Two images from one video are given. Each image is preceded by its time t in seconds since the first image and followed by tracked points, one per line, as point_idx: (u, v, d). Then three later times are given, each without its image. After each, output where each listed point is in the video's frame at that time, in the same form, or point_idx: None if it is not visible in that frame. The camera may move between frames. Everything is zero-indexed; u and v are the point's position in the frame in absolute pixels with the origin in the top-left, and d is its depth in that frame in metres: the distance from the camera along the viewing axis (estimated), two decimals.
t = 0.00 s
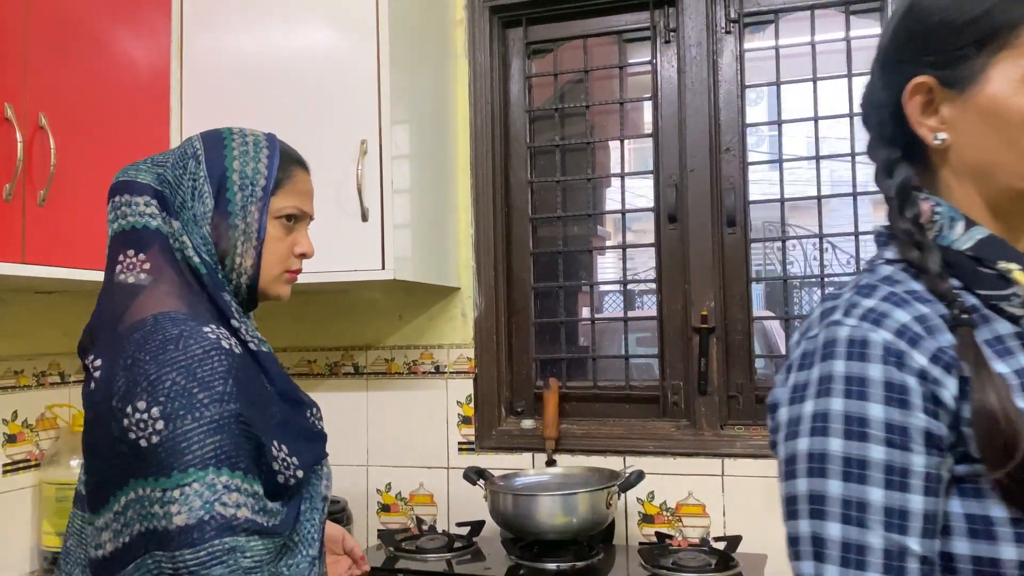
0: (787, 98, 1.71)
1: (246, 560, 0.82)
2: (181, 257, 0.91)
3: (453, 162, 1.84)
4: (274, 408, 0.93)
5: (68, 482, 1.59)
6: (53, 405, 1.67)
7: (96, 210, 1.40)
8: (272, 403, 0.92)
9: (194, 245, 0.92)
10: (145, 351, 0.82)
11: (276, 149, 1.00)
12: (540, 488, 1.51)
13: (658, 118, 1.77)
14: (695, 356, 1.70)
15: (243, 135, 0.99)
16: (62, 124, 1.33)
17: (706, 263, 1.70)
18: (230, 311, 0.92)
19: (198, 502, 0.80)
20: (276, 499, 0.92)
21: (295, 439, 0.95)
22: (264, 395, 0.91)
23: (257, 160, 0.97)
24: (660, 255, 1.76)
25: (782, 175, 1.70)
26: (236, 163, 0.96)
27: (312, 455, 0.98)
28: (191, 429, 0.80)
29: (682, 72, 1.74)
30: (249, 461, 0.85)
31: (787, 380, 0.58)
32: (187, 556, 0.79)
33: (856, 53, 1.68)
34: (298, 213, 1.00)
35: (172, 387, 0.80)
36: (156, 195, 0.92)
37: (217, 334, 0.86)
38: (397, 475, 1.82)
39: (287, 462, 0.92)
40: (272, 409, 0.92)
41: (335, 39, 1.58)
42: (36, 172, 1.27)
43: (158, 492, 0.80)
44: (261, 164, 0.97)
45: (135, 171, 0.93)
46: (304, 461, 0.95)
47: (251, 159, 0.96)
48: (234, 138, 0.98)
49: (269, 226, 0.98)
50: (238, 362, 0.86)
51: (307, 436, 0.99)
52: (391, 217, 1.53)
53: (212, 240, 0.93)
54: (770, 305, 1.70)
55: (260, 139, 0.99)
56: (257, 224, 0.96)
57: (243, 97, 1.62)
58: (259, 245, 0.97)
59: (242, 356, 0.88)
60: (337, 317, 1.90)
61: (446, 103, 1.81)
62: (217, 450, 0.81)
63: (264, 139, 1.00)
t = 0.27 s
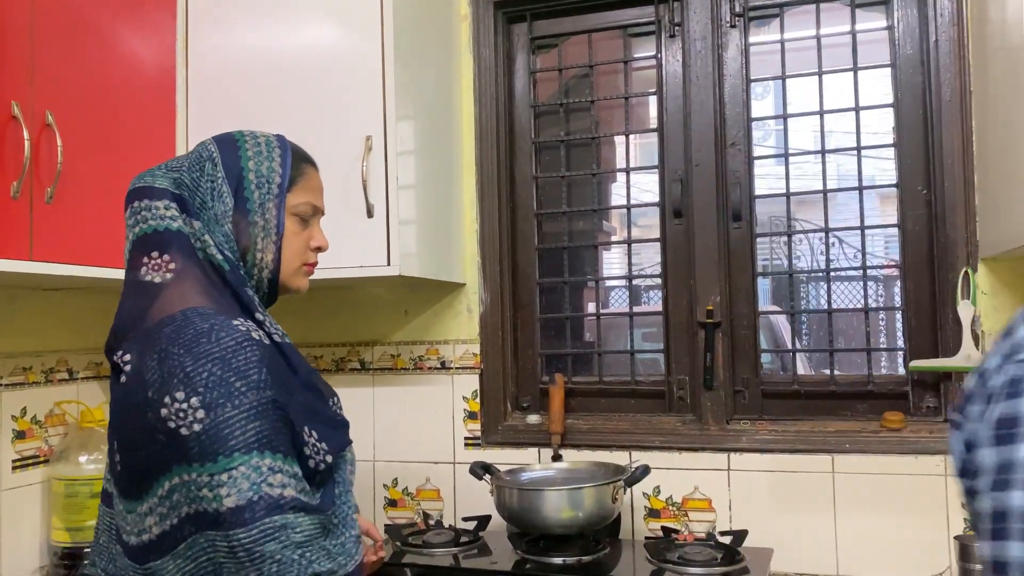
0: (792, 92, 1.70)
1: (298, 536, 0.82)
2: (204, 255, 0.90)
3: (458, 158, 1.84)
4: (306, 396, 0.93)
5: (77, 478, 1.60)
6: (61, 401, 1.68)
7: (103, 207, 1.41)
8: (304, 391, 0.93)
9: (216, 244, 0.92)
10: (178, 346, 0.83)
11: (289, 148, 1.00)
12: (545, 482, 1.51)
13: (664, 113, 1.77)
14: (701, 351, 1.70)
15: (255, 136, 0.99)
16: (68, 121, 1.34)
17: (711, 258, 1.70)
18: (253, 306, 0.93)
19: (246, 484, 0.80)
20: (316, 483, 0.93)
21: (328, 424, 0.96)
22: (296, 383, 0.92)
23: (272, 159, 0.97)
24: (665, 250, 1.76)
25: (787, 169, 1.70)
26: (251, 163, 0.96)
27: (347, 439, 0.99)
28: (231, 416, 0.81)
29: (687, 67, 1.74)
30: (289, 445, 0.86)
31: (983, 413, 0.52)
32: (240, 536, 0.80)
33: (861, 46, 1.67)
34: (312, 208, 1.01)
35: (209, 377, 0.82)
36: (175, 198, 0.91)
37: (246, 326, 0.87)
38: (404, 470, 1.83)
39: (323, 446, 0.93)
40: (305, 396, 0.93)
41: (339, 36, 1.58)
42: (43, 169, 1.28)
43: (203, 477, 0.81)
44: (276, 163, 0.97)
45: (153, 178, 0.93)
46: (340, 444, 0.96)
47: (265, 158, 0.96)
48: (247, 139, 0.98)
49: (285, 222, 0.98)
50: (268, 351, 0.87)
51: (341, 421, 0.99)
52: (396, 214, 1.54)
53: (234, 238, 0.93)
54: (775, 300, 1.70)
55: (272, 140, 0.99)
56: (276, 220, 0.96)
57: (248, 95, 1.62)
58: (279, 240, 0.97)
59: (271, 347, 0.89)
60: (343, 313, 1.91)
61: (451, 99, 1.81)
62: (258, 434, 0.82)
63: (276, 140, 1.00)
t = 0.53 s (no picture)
0: (802, 82, 1.70)
1: (360, 503, 0.80)
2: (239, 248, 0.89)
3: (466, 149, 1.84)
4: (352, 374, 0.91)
5: (88, 469, 1.62)
6: (72, 392, 1.69)
7: (113, 199, 1.41)
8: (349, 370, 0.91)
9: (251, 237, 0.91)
10: (227, 330, 0.82)
11: (321, 153, 1.01)
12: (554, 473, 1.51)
13: (672, 103, 1.76)
14: (710, 342, 1.70)
15: (291, 138, 0.99)
16: (78, 113, 1.34)
17: (721, 249, 1.70)
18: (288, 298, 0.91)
19: (305, 455, 0.79)
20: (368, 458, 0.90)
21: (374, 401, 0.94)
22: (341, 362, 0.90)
23: (307, 162, 0.98)
24: (674, 241, 1.75)
25: (797, 160, 1.69)
26: (288, 164, 0.96)
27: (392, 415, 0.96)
28: (288, 393, 0.79)
29: (696, 56, 1.73)
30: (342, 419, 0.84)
31: None
32: (302, 505, 0.78)
33: (872, 35, 1.66)
34: (335, 212, 1.03)
35: (261, 357, 0.80)
36: (213, 189, 0.90)
37: (290, 310, 0.86)
38: (413, 460, 1.84)
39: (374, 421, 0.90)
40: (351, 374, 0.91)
41: (347, 27, 1.58)
42: (54, 162, 1.28)
43: (262, 451, 0.79)
44: (311, 167, 0.98)
45: (189, 165, 0.91)
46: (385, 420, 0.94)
47: (302, 161, 0.97)
48: (284, 141, 0.98)
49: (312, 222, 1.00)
50: (313, 331, 0.86)
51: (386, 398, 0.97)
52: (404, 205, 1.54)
53: (270, 235, 0.94)
54: (784, 291, 1.69)
55: (305, 144, 1.00)
56: (308, 221, 0.97)
57: (257, 86, 1.62)
58: (309, 240, 0.98)
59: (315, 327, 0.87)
60: (352, 304, 1.91)
61: (459, 90, 1.81)
62: (314, 408, 0.80)
63: (309, 144, 1.01)
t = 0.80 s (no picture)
0: (818, 67, 1.68)
1: (410, 480, 0.81)
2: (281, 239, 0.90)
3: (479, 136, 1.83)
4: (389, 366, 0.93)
5: (105, 454, 1.63)
6: (88, 378, 1.70)
7: (128, 185, 1.41)
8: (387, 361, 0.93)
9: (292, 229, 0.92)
10: (286, 309, 0.82)
11: (356, 151, 1.01)
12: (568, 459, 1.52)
13: (686, 89, 1.75)
14: (724, 329, 1.70)
15: (330, 135, 0.99)
16: (93, 99, 1.34)
17: (735, 235, 1.69)
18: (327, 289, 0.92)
19: (364, 432, 0.80)
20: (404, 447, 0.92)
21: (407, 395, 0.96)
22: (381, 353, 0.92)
23: (344, 160, 0.99)
24: (687, 228, 1.75)
25: (811, 145, 1.68)
26: (327, 160, 0.97)
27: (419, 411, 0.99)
28: (348, 373, 0.80)
29: (711, 41, 1.72)
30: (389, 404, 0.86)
31: None
32: (359, 479, 0.79)
33: (889, 19, 1.64)
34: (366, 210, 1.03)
35: (324, 337, 0.81)
36: (257, 179, 0.91)
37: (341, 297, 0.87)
38: (426, 446, 1.84)
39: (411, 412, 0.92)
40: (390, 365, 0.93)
41: (361, 13, 1.57)
42: (69, 146, 1.29)
43: (322, 426, 0.80)
44: (348, 165, 0.99)
45: (232, 153, 0.92)
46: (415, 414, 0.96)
47: (341, 158, 0.98)
48: (323, 137, 0.98)
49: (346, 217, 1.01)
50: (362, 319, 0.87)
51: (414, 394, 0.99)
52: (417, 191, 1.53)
53: (307, 228, 0.94)
54: (798, 278, 1.68)
55: (342, 141, 1.00)
56: (343, 217, 0.98)
57: (271, 73, 1.62)
58: (343, 236, 0.99)
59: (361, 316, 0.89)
60: (365, 291, 1.91)
61: (472, 76, 1.80)
62: (369, 390, 0.82)
63: (345, 141, 1.01)
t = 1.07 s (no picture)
0: (834, 55, 1.67)
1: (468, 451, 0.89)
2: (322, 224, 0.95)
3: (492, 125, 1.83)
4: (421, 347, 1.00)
5: (122, 440, 1.64)
6: (104, 365, 1.71)
7: (145, 174, 1.42)
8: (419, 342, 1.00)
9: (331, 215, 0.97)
10: (337, 298, 0.87)
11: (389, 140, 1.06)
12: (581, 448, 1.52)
13: (701, 77, 1.74)
14: (738, 318, 1.69)
15: (364, 125, 1.04)
16: (109, 88, 1.35)
17: (750, 224, 1.68)
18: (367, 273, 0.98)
19: (422, 410, 0.86)
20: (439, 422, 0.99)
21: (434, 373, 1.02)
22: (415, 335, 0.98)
23: (379, 149, 1.03)
24: (702, 217, 1.74)
25: (827, 134, 1.67)
26: (363, 149, 1.01)
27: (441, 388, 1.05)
28: (401, 357, 0.87)
29: (726, 29, 1.71)
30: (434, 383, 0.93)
31: None
32: (423, 453, 0.86)
33: (907, 6, 1.63)
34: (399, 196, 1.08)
35: (374, 323, 0.86)
36: (297, 167, 0.95)
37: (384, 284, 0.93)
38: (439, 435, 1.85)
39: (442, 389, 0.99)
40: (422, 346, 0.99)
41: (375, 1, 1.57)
42: (85, 135, 1.29)
43: (382, 406, 0.85)
44: (382, 153, 1.03)
45: (272, 141, 0.96)
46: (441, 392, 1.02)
47: (376, 147, 1.02)
48: (359, 127, 1.03)
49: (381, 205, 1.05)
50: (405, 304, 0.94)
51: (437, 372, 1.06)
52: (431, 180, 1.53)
53: (345, 214, 0.99)
54: (813, 268, 1.68)
55: (376, 130, 1.05)
56: (377, 204, 1.03)
57: (285, 61, 1.62)
58: (377, 222, 1.04)
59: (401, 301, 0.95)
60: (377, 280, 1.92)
61: (485, 65, 1.80)
62: (422, 371, 0.88)
63: (378, 131, 1.06)
